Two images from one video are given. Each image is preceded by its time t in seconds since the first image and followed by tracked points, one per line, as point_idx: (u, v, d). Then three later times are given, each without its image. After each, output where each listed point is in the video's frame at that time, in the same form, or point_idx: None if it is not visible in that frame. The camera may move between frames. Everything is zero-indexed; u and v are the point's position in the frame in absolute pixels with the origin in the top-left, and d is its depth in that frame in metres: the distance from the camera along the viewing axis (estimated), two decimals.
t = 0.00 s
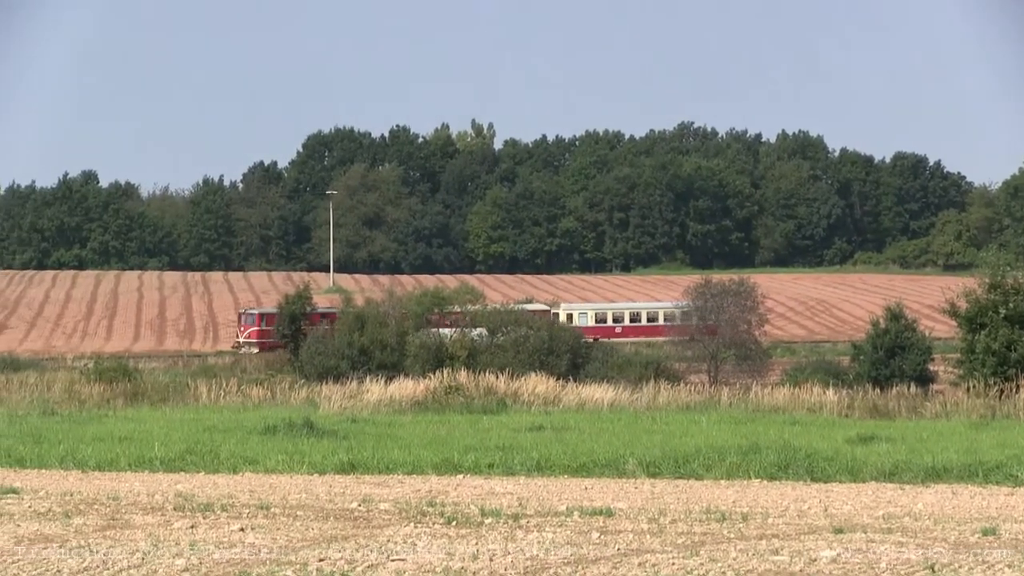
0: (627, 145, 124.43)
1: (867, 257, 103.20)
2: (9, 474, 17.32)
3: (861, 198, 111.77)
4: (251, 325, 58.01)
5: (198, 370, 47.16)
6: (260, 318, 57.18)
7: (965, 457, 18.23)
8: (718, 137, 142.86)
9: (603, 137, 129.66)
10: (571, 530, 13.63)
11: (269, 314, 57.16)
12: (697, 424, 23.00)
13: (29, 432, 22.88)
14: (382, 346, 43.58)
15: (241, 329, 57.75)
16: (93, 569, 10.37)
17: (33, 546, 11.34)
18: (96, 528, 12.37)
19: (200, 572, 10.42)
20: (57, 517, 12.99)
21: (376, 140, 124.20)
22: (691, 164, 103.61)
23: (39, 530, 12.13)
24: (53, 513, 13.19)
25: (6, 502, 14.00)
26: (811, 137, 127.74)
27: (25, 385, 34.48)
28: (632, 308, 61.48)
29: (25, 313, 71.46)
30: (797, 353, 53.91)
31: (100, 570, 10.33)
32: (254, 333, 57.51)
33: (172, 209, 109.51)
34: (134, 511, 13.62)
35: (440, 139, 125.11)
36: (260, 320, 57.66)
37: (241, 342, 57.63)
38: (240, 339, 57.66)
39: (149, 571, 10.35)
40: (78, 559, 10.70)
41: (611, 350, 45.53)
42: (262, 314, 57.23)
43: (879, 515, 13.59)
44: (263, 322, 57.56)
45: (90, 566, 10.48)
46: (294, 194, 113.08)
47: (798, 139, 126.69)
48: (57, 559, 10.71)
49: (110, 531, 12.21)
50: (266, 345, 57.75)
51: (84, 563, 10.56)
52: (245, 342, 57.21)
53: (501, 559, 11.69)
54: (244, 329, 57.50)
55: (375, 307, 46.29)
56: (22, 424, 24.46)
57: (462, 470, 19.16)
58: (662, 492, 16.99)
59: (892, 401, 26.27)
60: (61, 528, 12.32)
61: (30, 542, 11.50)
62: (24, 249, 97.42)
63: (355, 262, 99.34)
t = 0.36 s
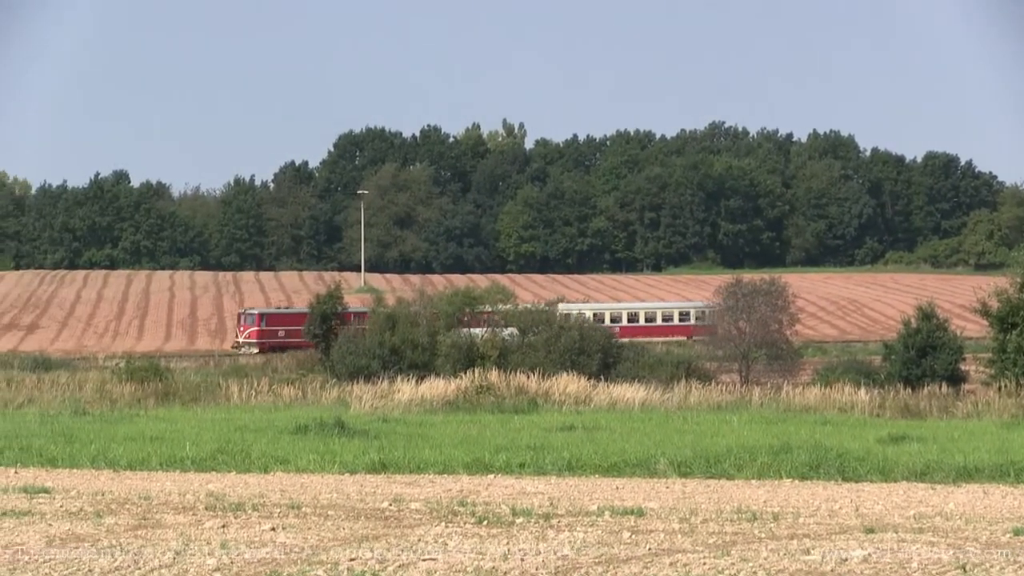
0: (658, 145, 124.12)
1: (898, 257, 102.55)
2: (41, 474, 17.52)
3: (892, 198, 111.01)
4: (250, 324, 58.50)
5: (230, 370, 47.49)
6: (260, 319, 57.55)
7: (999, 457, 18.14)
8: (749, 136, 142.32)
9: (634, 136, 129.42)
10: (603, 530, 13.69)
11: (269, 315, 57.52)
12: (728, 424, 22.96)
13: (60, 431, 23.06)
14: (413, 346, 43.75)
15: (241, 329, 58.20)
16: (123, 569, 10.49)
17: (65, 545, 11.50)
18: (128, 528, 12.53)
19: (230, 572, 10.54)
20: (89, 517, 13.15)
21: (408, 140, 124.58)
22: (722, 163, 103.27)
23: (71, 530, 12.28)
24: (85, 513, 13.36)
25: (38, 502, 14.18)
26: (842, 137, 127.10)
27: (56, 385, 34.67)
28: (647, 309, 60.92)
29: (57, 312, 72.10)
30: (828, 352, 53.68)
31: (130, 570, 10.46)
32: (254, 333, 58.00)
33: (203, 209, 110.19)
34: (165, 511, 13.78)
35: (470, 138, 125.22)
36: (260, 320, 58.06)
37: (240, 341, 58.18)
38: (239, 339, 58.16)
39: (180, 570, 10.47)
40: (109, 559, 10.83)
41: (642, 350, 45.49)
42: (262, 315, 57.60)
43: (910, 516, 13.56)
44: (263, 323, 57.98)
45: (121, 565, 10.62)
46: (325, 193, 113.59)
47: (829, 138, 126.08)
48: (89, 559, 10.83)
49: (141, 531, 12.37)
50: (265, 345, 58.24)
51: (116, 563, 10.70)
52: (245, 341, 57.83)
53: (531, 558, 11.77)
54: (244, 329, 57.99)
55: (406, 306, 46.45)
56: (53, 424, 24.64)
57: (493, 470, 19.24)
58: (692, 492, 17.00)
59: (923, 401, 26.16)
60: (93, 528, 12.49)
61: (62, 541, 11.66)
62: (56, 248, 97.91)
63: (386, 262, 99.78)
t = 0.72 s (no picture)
0: (690, 144, 123.77)
1: (930, 257, 101.79)
2: (75, 474, 17.72)
3: (924, 198, 110.17)
4: (254, 325, 58.30)
5: (263, 370, 47.78)
6: (260, 319, 57.37)
7: None
8: (781, 136, 141.65)
9: (666, 136, 129.16)
10: (635, 530, 13.72)
11: (269, 316, 57.18)
12: (760, 424, 22.94)
13: (92, 431, 23.27)
14: (445, 346, 43.89)
15: (242, 329, 58.12)
16: (156, 568, 10.61)
17: (98, 544, 11.65)
18: (160, 527, 12.69)
19: (263, 572, 10.64)
20: (122, 517, 13.32)
21: (440, 139, 124.82)
22: (754, 163, 102.93)
23: (104, 530, 12.44)
24: (117, 513, 13.53)
25: (71, 501, 14.35)
26: (875, 137, 126.33)
27: (89, 384, 35.03)
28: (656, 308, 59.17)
29: (89, 312, 72.75)
30: (860, 352, 53.37)
31: (163, 570, 10.57)
32: (256, 334, 57.79)
33: (236, 209, 110.82)
34: (198, 511, 13.92)
35: (502, 138, 125.29)
36: (262, 321, 57.78)
37: (242, 342, 58.07)
38: (241, 340, 58.06)
39: (212, 570, 10.59)
40: (142, 560, 10.96)
41: (674, 350, 45.40)
42: (262, 315, 57.41)
43: (943, 516, 13.53)
44: (264, 323, 57.75)
45: (154, 565, 10.74)
46: (358, 194, 114.08)
47: (862, 138, 125.36)
48: (122, 559, 10.96)
49: (173, 531, 12.52)
50: (268, 345, 57.98)
51: (149, 563, 10.83)
52: (247, 342, 57.76)
53: (564, 558, 11.84)
54: (246, 329, 57.83)
55: (438, 307, 46.58)
56: (87, 424, 24.87)
57: (526, 470, 19.31)
58: (725, 492, 17.00)
59: (957, 401, 26.04)
60: (126, 527, 12.64)
61: (95, 541, 11.80)
62: (88, 249, 99.63)
63: (418, 262, 100.20)
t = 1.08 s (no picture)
0: (723, 144, 123.51)
1: (964, 256, 101.08)
2: (108, 473, 17.95)
3: (958, 197, 109.38)
4: (256, 325, 58.46)
5: (296, 369, 48.06)
6: (263, 319, 57.51)
7: None
8: (815, 135, 141.07)
9: (699, 135, 128.95)
10: (668, 530, 13.79)
11: (272, 316, 57.33)
12: (793, 423, 22.97)
13: (126, 431, 23.56)
14: (478, 345, 44.03)
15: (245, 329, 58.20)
16: (189, 567, 10.76)
17: (132, 544, 11.84)
18: (194, 527, 12.88)
19: (295, 571, 10.78)
20: (155, 516, 13.51)
21: (473, 139, 125.14)
22: (788, 163, 102.42)
23: (137, 529, 12.63)
24: (150, 513, 13.74)
25: (105, 501, 14.57)
26: (908, 137, 125.61)
27: (124, 384, 35.55)
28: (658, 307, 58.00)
29: (123, 312, 73.45)
30: (894, 352, 53.09)
31: (195, 569, 10.72)
32: (259, 334, 57.96)
33: (269, 208, 111.52)
34: (231, 510, 14.10)
35: (535, 138, 125.48)
36: (264, 321, 57.95)
37: (245, 341, 58.18)
38: (244, 340, 58.21)
39: (245, 569, 10.74)
40: (175, 559, 11.13)
41: (707, 349, 45.33)
42: (265, 315, 57.55)
43: (977, 515, 13.53)
44: (266, 323, 57.93)
45: (187, 564, 10.90)
46: (391, 193, 114.69)
47: (895, 138, 124.62)
48: (156, 559, 11.14)
49: (207, 530, 12.70)
50: (270, 345, 58.25)
51: (181, 562, 11.00)
52: (249, 342, 57.92)
53: (596, 557, 11.92)
54: (248, 329, 58.00)
55: (472, 306, 46.75)
56: (121, 424, 25.19)
57: (558, 469, 19.41)
58: (758, 492, 17.02)
59: (989, 401, 25.98)
60: (159, 527, 12.82)
61: (129, 540, 11.99)
62: (122, 248, 100.55)
63: (451, 261, 100.52)
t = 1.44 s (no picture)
0: (749, 143, 123.16)
1: (990, 255, 100.46)
2: (134, 473, 18.11)
3: (984, 196, 108.69)
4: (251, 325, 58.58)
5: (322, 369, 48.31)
6: (259, 319, 57.66)
7: None
8: (841, 134, 140.42)
9: (725, 134, 128.68)
10: (693, 529, 13.85)
11: (267, 316, 57.49)
12: (820, 422, 22.97)
13: (152, 430, 23.78)
14: (504, 344, 44.14)
15: (240, 328, 58.30)
16: (215, 567, 10.89)
17: (158, 544, 11.97)
18: (219, 526, 13.03)
19: (321, 570, 10.91)
20: (181, 515, 13.67)
21: (499, 138, 125.30)
22: (814, 162, 102.02)
23: (162, 529, 12.75)
24: (176, 512, 13.89)
25: (130, 500, 14.71)
26: (934, 135, 124.93)
27: (150, 383, 35.98)
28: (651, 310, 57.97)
29: (149, 311, 73.98)
30: (919, 351, 52.89)
31: (221, 568, 10.86)
32: (255, 334, 58.06)
33: (295, 208, 112.01)
34: (257, 510, 14.24)
35: (561, 137, 125.52)
36: (260, 321, 58.07)
37: (239, 341, 58.19)
38: (239, 339, 58.29)
39: (269, 569, 10.86)
40: (201, 559, 11.25)
41: (733, 348, 45.28)
42: (261, 315, 57.71)
43: (1003, 515, 13.53)
44: (262, 323, 58.07)
45: (212, 564, 11.03)
46: (417, 193, 115.13)
47: (921, 137, 123.91)
48: (180, 558, 11.27)
49: (232, 530, 12.85)
50: (266, 346, 58.29)
51: (207, 562, 11.13)
52: (245, 342, 57.98)
53: (623, 557, 11.97)
54: (244, 329, 58.11)
55: (498, 305, 46.87)
56: (148, 423, 25.43)
57: (584, 469, 19.49)
58: (783, 492, 17.03)
59: (1016, 400, 25.94)
60: (185, 526, 12.97)
61: (155, 540, 12.13)
62: (149, 248, 100.90)
63: (478, 261, 100.62)
